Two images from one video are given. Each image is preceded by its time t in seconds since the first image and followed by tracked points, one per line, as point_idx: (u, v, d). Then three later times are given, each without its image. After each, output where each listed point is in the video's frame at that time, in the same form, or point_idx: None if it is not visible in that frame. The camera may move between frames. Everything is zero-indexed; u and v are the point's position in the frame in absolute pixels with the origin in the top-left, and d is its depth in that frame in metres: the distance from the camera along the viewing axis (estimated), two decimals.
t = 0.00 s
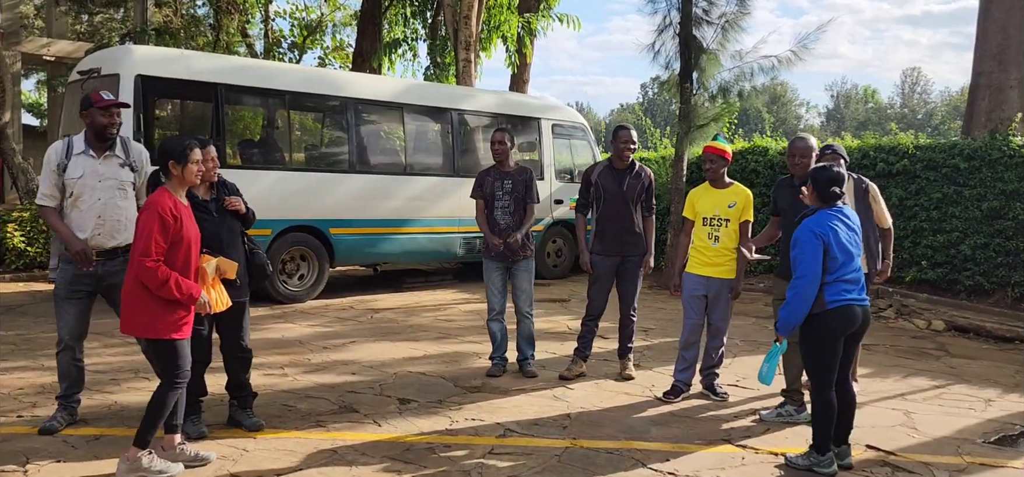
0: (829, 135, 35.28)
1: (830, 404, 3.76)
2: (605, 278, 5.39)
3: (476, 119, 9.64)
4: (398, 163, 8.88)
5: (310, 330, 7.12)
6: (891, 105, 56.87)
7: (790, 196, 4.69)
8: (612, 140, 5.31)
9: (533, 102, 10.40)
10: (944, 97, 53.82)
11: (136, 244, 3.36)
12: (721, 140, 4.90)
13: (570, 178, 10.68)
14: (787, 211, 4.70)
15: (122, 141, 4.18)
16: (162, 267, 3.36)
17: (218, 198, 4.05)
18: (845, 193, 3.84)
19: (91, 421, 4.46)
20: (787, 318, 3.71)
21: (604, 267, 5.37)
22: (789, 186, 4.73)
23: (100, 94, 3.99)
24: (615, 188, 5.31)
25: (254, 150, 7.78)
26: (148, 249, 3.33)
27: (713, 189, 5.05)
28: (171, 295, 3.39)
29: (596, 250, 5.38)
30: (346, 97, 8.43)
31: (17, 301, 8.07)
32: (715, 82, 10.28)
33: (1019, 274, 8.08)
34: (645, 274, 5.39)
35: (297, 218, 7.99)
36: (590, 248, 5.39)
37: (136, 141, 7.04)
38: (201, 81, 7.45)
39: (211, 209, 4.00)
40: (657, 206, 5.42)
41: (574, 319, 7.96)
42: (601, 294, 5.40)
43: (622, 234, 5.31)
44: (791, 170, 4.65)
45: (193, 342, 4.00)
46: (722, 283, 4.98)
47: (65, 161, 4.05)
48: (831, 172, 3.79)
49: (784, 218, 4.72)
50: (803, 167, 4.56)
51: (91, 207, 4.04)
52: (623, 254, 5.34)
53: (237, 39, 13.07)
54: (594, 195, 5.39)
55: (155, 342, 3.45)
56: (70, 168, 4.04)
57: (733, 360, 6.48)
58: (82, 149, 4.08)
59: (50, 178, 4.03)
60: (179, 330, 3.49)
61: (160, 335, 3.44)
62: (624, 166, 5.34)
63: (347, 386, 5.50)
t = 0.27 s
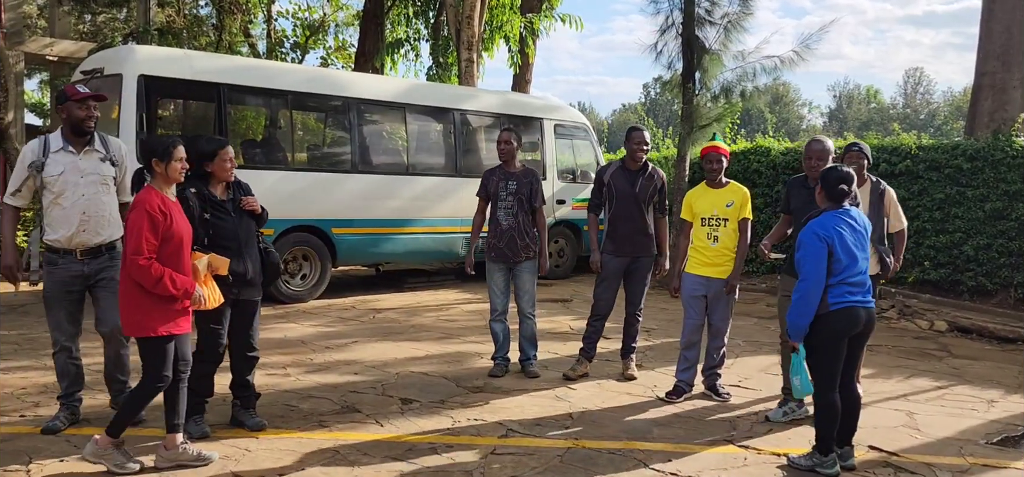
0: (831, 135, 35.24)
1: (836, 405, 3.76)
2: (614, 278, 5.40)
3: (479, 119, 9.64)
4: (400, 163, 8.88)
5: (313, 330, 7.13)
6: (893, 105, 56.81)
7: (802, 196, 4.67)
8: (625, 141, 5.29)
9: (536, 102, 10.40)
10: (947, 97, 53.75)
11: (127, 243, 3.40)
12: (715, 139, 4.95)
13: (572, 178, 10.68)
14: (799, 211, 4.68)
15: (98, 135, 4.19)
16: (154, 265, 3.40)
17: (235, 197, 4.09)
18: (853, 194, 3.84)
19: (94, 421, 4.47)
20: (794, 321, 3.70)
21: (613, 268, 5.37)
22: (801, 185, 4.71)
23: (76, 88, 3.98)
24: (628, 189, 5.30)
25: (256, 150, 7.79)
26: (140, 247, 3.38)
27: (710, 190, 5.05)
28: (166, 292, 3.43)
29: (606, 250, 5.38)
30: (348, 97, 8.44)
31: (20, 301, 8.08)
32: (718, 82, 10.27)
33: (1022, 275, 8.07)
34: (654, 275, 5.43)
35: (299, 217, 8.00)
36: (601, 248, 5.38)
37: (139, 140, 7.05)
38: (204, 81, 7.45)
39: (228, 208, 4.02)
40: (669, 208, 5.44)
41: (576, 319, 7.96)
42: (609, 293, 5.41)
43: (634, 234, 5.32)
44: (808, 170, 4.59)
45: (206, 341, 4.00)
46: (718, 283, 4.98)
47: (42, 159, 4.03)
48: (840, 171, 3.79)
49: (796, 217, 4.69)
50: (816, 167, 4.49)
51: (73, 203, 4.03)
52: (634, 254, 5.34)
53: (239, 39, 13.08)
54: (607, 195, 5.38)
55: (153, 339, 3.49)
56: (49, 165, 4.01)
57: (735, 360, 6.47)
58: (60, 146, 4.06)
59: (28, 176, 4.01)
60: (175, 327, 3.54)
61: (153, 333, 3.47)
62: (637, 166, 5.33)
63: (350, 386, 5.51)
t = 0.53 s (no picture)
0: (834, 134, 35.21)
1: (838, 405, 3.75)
2: (618, 277, 5.40)
3: (481, 118, 9.64)
4: (402, 162, 8.89)
5: (315, 329, 7.13)
6: (896, 104, 56.75)
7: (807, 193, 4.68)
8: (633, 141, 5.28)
9: (539, 101, 10.41)
10: (950, 96, 53.68)
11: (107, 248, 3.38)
12: (710, 140, 4.94)
13: (574, 177, 10.68)
14: (803, 208, 4.69)
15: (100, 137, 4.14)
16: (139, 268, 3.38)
17: (243, 198, 4.11)
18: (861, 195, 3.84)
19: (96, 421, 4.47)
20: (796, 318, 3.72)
21: (617, 266, 5.37)
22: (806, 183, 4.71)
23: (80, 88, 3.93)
24: (635, 188, 5.30)
25: (258, 150, 7.80)
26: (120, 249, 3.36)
27: (705, 190, 5.06)
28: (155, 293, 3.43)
29: (610, 248, 5.37)
30: (351, 96, 8.45)
31: (23, 300, 8.09)
32: (720, 81, 10.27)
33: None
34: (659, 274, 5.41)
35: (300, 217, 8.00)
36: (605, 246, 5.38)
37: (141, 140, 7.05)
38: (206, 81, 7.45)
39: (236, 209, 4.03)
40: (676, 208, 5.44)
41: (577, 319, 7.96)
42: (613, 292, 5.41)
43: (639, 233, 5.31)
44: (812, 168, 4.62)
45: (213, 340, 3.98)
46: (717, 283, 4.99)
47: (44, 158, 3.97)
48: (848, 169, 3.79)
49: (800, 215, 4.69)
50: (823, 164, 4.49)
51: (72, 204, 3.98)
52: (639, 253, 5.34)
53: (241, 39, 13.09)
54: (612, 193, 5.39)
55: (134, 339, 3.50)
56: (50, 165, 3.96)
57: (738, 360, 6.47)
58: (61, 146, 4.01)
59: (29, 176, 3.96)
60: (151, 327, 3.54)
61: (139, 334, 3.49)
62: (644, 165, 5.33)
63: (352, 385, 5.51)
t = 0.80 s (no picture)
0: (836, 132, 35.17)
1: (839, 404, 3.75)
2: (620, 275, 5.39)
3: (483, 117, 9.64)
4: (405, 161, 8.89)
5: (317, 328, 7.14)
6: (898, 102, 56.67)
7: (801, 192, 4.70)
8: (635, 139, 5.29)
9: (541, 100, 10.41)
10: (952, 95, 53.58)
11: (99, 249, 3.39)
12: (709, 137, 4.94)
13: (576, 176, 10.68)
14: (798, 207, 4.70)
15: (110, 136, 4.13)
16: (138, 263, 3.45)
17: (243, 197, 4.12)
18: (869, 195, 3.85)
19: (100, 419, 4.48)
20: (800, 316, 3.72)
21: (619, 264, 5.37)
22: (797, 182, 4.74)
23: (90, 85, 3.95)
24: (637, 186, 5.30)
25: (261, 149, 7.81)
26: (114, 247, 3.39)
27: (705, 188, 5.06)
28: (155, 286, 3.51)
29: (612, 246, 5.37)
30: (353, 95, 8.45)
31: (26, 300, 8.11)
32: (722, 80, 10.26)
33: None
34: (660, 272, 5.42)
35: (302, 216, 8.01)
36: (606, 244, 5.38)
37: (144, 139, 7.06)
38: (208, 80, 7.46)
39: (234, 207, 4.04)
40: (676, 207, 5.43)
41: (579, 317, 7.97)
42: (615, 291, 5.39)
43: (640, 231, 5.31)
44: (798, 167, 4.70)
45: (207, 339, 3.99)
46: (721, 281, 4.99)
47: (52, 150, 4.03)
48: (855, 167, 3.81)
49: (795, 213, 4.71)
50: (810, 163, 4.58)
51: (72, 199, 3.96)
52: (640, 251, 5.33)
53: (243, 38, 13.10)
54: (614, 191, 5.39)
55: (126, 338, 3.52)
56: (56, 157, 3.98)
57: (740, 358, 6.47)
58: (71, 141, 4.03)
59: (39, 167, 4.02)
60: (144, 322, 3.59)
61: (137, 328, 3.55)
62: (646, 164, 5.33)
63: (355, 384, 5.51)
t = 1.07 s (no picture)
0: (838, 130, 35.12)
1: (843, 401, 3.75)
2: (618, 273, 5.39)
3: (485, 115, 9.64)
4: (407, 160, 8.89)
5: (320, 326, 7.15)
6: (901, 99, 56.58)
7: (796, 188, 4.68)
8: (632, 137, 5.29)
9: (543, 98, 10.41)
10: (955, 92, 53.50)
11: (94, 244, 3.39)
12: (714, 135, 4.95)
13: (579, 174, 10.68)
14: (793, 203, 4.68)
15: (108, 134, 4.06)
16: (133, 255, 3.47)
17: (238, 196, 4.12)
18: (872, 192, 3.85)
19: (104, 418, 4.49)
20: (807, 312, 3.71)
21: (617, 262, 5.37)
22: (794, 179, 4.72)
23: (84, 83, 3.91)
24: (634, 184, 5.29)
25: (263, 147, 7.81)
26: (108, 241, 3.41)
27: (706, 185, 5.04)
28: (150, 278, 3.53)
29: (609, 244, 5.37)
30: (355, 94, 8.46)
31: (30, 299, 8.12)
32: (725, 77, 10.25)
33: None
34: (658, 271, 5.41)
35: (305, 215, 8.01)
36: (604, 242, 5.38)
37: (147, 138, 7.07)
38: (210, 79, 7.46)
39: (229, 207, 4.05)
40: (674, 205, 5.41)
41: (582, 315, 7.97)
42: (614, 289, 5.39)
43: (638, 229, 5.31)
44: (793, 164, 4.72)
45: (199, 336, 4.01)
46: (723, 279, 4.98)
47: (48, 149, 3.92)
48: (859, 165, 3.79)
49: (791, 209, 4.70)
50: (804, 159, 4.60)
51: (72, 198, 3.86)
52: (637, 249, 5.33)
53: (245, 37, 13.11)
54: (611, 189, 5.39)
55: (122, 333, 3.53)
56: (53, 157, 3.89)
57: (743, 356, 6.46)
58: (69, 140, 3.94)
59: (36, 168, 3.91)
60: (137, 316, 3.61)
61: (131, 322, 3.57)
62: (644, 161, 5.33)
63: (357, 382, 5.52)
